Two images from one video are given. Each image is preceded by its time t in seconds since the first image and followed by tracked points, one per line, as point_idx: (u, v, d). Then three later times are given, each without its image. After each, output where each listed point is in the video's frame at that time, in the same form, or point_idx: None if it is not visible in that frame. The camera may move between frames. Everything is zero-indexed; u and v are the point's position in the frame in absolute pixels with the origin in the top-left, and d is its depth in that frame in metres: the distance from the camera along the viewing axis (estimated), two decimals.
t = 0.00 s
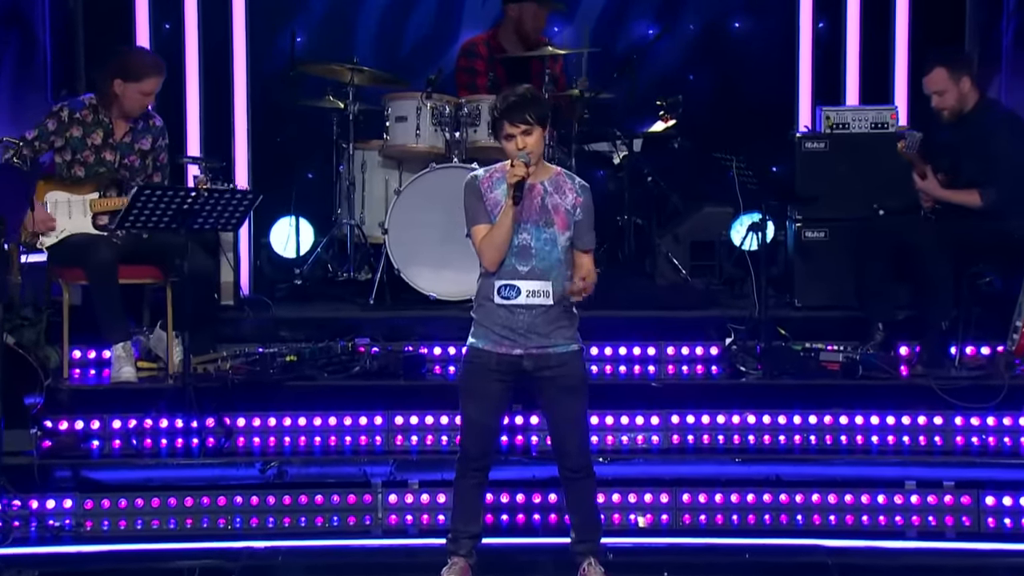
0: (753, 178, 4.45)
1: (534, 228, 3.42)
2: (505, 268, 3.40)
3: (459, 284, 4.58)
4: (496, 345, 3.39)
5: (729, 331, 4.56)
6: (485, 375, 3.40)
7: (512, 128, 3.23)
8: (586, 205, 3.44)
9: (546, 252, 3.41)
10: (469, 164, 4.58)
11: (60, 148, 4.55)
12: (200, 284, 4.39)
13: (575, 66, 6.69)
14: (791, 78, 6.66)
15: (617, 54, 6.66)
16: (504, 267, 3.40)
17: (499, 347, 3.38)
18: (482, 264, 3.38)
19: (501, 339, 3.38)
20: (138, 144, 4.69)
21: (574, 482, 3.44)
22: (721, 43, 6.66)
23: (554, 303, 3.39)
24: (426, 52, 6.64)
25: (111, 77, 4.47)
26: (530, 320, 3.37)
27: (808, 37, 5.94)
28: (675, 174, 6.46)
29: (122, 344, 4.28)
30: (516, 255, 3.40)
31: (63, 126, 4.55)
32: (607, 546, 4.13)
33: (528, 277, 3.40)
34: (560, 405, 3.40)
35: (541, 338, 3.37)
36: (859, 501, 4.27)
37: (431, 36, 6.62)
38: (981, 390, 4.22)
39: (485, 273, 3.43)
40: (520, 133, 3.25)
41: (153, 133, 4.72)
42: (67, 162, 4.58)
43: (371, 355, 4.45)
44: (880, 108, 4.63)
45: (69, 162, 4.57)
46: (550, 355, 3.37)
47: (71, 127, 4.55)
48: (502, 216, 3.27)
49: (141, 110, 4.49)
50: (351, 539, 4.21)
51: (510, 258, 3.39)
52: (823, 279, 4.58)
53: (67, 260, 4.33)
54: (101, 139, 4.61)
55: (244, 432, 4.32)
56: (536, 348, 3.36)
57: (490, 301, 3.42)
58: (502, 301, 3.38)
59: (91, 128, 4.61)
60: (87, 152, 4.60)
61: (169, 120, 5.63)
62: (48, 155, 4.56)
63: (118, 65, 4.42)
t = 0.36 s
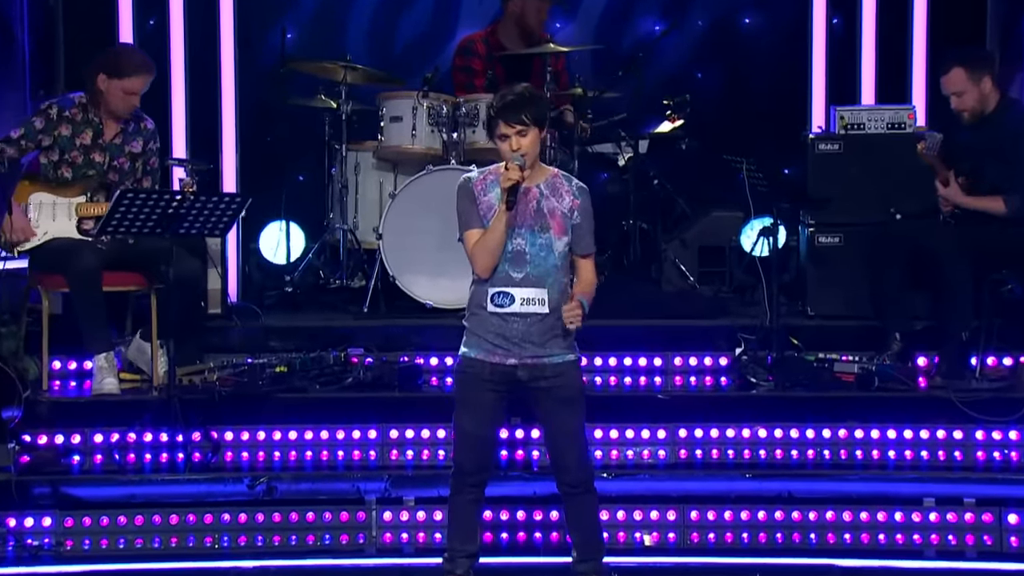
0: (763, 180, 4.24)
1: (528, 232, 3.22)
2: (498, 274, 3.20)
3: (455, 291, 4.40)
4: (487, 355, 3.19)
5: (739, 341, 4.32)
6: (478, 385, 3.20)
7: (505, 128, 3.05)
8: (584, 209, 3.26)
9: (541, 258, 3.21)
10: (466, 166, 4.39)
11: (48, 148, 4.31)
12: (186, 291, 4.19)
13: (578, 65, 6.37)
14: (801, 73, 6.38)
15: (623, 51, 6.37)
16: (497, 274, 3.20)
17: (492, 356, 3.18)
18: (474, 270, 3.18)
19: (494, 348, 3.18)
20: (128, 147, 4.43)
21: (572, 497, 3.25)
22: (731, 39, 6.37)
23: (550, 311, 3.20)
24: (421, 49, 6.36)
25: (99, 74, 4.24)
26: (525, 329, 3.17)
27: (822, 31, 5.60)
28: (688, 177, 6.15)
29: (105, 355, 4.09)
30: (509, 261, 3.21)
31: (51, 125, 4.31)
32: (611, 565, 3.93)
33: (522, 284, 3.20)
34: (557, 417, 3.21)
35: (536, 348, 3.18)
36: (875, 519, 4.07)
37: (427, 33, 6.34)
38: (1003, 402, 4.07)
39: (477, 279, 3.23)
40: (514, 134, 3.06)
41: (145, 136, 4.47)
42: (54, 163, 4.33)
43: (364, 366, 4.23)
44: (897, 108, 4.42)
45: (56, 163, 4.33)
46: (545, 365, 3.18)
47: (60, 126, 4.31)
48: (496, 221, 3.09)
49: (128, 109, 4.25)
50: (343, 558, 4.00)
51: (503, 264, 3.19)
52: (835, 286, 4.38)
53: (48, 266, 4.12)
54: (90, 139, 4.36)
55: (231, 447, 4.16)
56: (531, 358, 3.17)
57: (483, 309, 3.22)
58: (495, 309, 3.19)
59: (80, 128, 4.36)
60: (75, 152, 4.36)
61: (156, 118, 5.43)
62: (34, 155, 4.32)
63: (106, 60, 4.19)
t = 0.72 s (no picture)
0: (776, 183, 4.03)
1: (534, 236, 3.01)
2: (502, 280, 2.97)
3: (454, 300, 4.16)
4: (492, 366, 2.94)
5: (750, 351, 4.13)
6: (480, 399, 2.96)
7: (511, 129, 2.84)
8: (593, 212, 3.05)
9: (548, 263, 3.00)
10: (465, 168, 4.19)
11: (28, 149, 4.10)
12: (170, 299, 3.99)
13: (581, 62, 6.10)
14: (818, 70, 5.98)
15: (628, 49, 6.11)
16: (502, 280, 2.98)
17: (495, 368, 2.94)
18: (476, 276, 2.96)
19: (497, 359, 2.94)
20: (113, 148, 4.21)
21: (576, 516, 3.03)
22: (742, 33, 6.03)
23: (556, 320, 2.97)
24: (416, 46, 6.07)
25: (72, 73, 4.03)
26: (530, 338, 2.94)
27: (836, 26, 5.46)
28: (692, 183, 6.08)
29: (86, 367, 3.86)
30: (515, 266, 2.99)
31: (31, 125, 4.10)
32: None
33: (529, 290, 2.98)
34: (563, 432, 2.98)
35: (542, 358, 2.94)
36: (894, 539, 3.86)
37: (422, 29, 6.05)
38: None
39: (479, 286, 3.00)
40: (519, 136, 2.85)
41: (131, 136, 4.24)
42: (35, 166, 4.12)
43: (357, 378, 4.03)
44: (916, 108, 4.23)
45: (36, 165, 4.12)
46: (552, 377, 2.95)
47: (40, 126, 4.09)
48: (501, 224, 2.87)
49: (97, 111, 4.02)
50: None
51: (508, 269, 2.97)
52: (851, 293, 4.16)
53: (25, 274, 3.91)
54: (71, 140, 4.14)
55: (217, 464, 3.96)
56: (537, 369, 2.94)
57: (486, 318, 2.99)
58: (499, 318, 2.95)
59: (62, 128, 4.14)
60: (57, 153, 4.13)
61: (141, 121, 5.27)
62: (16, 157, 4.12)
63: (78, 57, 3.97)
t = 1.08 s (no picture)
0: (788, 186, 3.82)
1: (530, 242, 2.78)
2: (497, 288, 2.75)
3: (449, 308, 3.97)
4: (485, 379, 2.72)
5: (763, 363, 3.90)
6: (474, 413, 2.73)
7: (507, 130, 2.64)
8: (594, 217, 2.83)
9: (545, 270, 2.77)
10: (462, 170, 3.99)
11: None
12: (151, 308, 3.79)
13: (584, 57, 5.87)
14: (830, 69, 5.72)
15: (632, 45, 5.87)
16: (495, 288, 2.76)
17: (489, 380, 2.72)
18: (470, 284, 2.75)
19: (492, 372, 2.72)
20: (88, 148, 3.96)
21: (577, 537, 2.77)
22: (754, 29, 5.82)
23: (554, 329, 2.75)
24: (410, 42, 5.85)
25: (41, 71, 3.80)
26: (526, 349, 2.72)
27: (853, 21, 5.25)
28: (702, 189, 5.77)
29: (64, 380, 3.66)
30: (510, 273, 2.76)
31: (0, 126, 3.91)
32: None
33: (524, 299, 2.76)
34: (562, 447, 2.74)
35: (538, 370, 2.72)
36: (914, 562, 3.64)
37: (417, 23, 5.83)
38: None
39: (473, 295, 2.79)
40: (516, 137, 2.65)
41: (107, 135, 3.98)
42: (7, 168, 3.92)
43: (349, 392, 3.82)
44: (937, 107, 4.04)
45: (8, 167, 3.93)
46: (548, 391, 2.72)
47: (10, 126, 3.89)
48: (496, 228, 2.67)
49: (66, 111, 3.77)
50: None
51: (503, 276, 2.75)
52: (869, 304, 3.97)
53: None
54: (43, 140, 3.92)
55: (202, 482, 3.76)
56: (533, 382, 2.71)
57: (479, 327, 2.78)
58: (493, 327, 2.74)
59: (34, 127, 3.93)
60: (30, 155, 3.93)
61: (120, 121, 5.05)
62: None
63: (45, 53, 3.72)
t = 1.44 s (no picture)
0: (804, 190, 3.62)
1: (534, 249, 2.57)
2: (500, 298, 2.54)
3: (448, 319, 3.76)
4: (490, 394, 2.51)
5: (777, 377, 3.70)
6: (478, 430, 2.51)
7: (513, 129, 2.43)
8: (600, 224, 2.62)
9: (550, 279, 2.56)
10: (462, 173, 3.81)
11: None
12: (131, 318, 3.58)
13: (588, 55, 5.53)
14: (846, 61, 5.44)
15: (640, 41, 5.56)
16: (498, 299, 2.55)
17: (494, 396, 2.51)
18: (471, 293, 2.54)
19: (495, 386, 2.51)
20: (59, 149, 3.70)
21: (584, 561, 2.55)
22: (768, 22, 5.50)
23: (561, 341, 2.54)
24: (405, 38, 5.56)
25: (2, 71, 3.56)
26: (532, 361, 2.51)
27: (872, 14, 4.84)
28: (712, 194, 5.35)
29: (37, 395, 3.47)
30: (514, 283, 2.55)
31: None
32: None
33: (529, 310, 2.55)
34: (571, 466, 2.54)
35: (545, 384, 2.51)
36: None
37: (413, 20, 5.54)
38: None
39: (475, 305, 2.58)
40: (522, 137, 2.45)
41: (79, 134, 3.72)
42: None
43: (340, 407, 3.61)
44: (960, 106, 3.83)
45: None
46: (556, 407, 2.51)
47: None
48: (500, 233, 2.44)
49: (31, 113, 3.55)
50: None
51: (506, 286, 2.54)
52: (889, 315, 3.77)
53: None
54: (10, 143, 3.68)
55: (184, 501, 3.55)
56: (540, 397, 2.50)
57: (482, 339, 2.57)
58: (497, 339, 2.53)
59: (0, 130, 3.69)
60: None
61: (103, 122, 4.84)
62: None
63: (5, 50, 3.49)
